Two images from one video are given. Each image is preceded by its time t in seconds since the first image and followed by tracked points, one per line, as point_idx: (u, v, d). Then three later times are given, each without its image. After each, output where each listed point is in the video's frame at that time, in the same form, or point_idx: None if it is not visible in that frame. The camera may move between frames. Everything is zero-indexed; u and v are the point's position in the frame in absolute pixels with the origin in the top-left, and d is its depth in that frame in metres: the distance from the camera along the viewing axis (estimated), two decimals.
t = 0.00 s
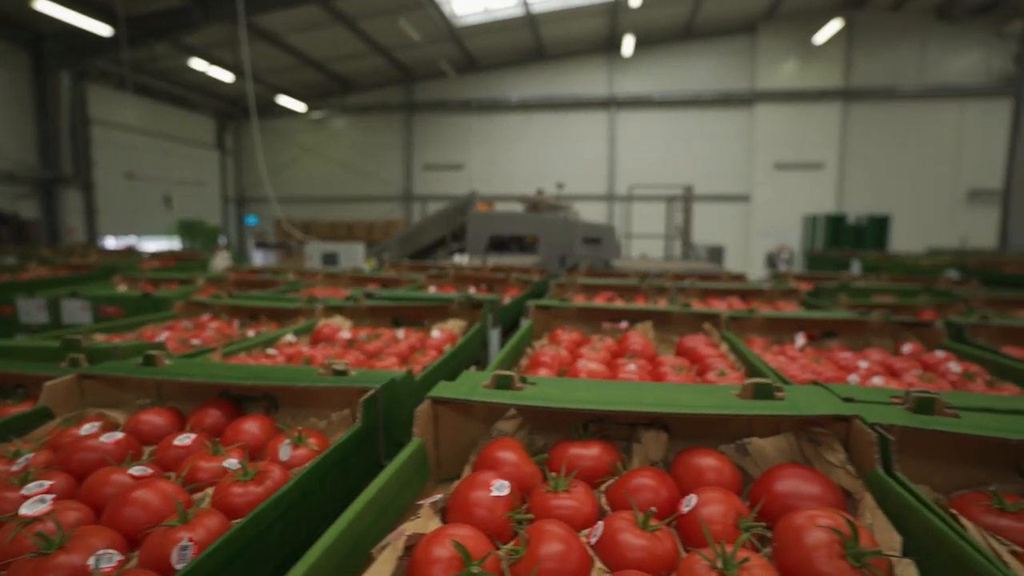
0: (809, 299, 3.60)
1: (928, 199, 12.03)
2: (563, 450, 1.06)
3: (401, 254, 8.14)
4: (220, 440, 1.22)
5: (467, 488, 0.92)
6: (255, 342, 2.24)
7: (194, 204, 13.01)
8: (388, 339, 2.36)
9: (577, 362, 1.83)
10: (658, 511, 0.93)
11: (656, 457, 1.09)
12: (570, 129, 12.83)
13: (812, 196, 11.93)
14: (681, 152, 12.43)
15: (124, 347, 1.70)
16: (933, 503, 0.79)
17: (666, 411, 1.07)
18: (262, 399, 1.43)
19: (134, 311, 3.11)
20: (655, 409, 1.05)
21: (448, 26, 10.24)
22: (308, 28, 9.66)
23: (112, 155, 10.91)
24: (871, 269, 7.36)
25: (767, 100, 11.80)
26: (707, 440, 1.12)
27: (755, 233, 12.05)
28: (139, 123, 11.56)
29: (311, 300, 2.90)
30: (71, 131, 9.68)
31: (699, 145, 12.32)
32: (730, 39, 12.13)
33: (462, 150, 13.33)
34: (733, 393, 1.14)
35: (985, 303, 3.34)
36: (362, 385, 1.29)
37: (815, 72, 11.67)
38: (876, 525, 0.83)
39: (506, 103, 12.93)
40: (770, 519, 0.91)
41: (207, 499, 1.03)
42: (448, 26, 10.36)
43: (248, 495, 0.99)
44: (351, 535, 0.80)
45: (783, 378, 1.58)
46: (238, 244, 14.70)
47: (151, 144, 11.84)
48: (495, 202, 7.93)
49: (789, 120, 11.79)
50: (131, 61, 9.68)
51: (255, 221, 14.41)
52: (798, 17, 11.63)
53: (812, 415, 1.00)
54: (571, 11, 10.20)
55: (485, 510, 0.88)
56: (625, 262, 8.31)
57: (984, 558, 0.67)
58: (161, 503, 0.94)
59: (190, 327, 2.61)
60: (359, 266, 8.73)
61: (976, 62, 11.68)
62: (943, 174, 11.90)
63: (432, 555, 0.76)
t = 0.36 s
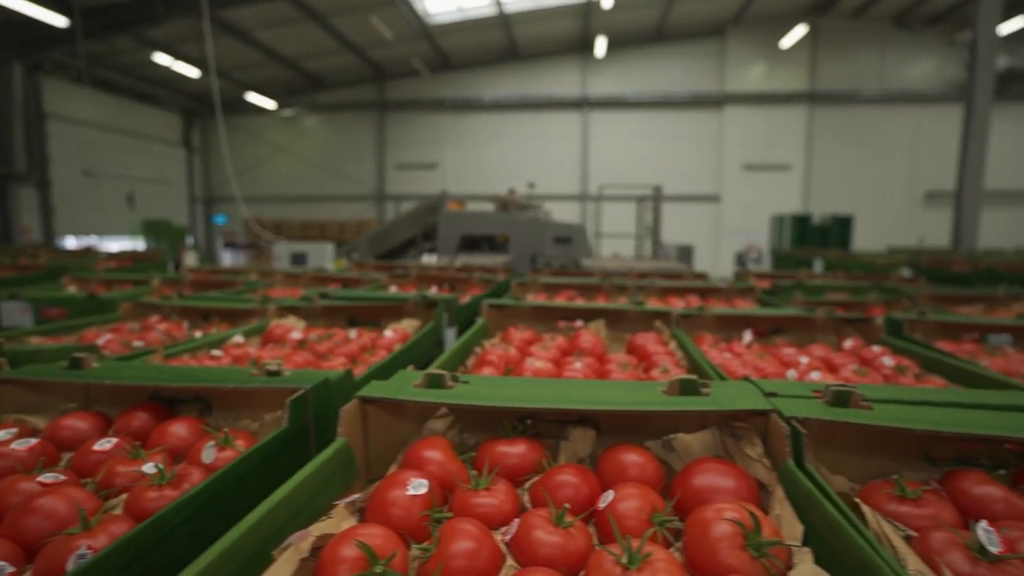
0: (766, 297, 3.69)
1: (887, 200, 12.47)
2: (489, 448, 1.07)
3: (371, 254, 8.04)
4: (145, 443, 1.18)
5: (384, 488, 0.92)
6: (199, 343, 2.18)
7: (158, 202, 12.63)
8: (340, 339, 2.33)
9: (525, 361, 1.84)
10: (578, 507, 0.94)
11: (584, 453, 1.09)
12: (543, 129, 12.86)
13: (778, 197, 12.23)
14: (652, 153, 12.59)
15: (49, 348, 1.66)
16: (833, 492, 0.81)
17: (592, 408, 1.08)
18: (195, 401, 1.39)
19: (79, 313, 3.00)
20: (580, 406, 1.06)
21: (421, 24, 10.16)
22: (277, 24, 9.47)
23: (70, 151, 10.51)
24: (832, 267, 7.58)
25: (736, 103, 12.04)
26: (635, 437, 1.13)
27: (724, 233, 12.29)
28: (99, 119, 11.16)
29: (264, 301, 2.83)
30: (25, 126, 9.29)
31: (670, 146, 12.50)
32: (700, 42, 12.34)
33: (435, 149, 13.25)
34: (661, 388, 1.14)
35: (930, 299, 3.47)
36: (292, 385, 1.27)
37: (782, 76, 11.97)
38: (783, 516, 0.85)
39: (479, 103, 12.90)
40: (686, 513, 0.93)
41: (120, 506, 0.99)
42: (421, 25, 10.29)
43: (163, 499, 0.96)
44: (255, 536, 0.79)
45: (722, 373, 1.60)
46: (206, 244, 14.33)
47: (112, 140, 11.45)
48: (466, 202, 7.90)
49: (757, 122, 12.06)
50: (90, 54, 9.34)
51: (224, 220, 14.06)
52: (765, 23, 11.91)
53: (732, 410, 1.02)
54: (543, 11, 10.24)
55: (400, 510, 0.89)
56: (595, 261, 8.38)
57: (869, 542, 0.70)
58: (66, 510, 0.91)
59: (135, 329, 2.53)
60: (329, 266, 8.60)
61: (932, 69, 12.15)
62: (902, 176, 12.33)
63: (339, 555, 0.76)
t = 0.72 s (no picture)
0: (723, 295, 3.77)
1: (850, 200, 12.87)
2: (412, 449, 1.06)
3: (342, 254, 7.93)
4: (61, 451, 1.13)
5: (298, 492, 0.91)
6: (141, 346, 2.11)
7: (120, 202, 12.23)
8: (290, 342, 2.30)
9: (471, 363, 1.84)
10: (496, 508, 0.94)
11: (509, 454, 1.10)
12: (516, 129, 12.87)
13: (746, 197, 12.50)
14: (625, 153, 12.71)
15: None
16: (737, 489, 0.83)
17: (517, 409, 1.08)
18: (122, 407, 1.35)
19: (19, 316, 2.88)
20: (503, 406, 1.07)
21: (393, 23, 10.02)
22: (245, 19, 9.25)
23: (24, 148, 10.09)
24: (795, 267, 7.78)
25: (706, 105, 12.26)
26: (561, 436, 1.14)
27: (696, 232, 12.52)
28: (56, 114, 10.75)
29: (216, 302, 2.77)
30: None
31: (642, 147, 12.65)
32: (672, 45, 12.50)
33: (407, 150, 13.14)
34: (588, 387, 1.15)
35: (878, 298, 3.58)
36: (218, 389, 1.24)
37: (750, 79, 12.22)
38: (690, 511, 0.86)
39: (452, 102, 12.84)
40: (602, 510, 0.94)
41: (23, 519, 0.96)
42: (393, 23, 10.19)
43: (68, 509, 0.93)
44: (147, 545, 0.77)
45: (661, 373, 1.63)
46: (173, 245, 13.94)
47: (70, 137, 11.04)
48: (437, 202, 7.84)
49: (726, 124, 12.30)
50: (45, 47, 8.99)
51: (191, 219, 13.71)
52: (733, 27, 12.15)
53: (652, 408, 1.03)
54: (516, 11, 10.23)
55: (312, 514, 0.88)
56: (566, 260, 8.42)
57: (761, 538, 0.71)
58: None
59: (76, 333, 2.44)
60: (298, 266, 8.45)
61: (891, 74, 12.57)
62: (865, 177, 12.73)
63: (239, 560, 0.75)
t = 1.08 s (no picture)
0: (682, 293, 3.83)
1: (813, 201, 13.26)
2: (331, 453, 1.05)
3: (310, 254, 7.81)
4: None
5: (203, 497, 0.89)
6: (74, 351, 2.03)
7: (78, 201, 11.79)
8: (236, 345, 2.25)
9: (415, 364, 1.83)
10: (409, 509, 0.94)
11: (430, 456, 1.10)
12: (489, 128, 12.86)
13: (715, 198, 12.75)
14: (597, 154, 12.82)
15: None
16: (642, 487, 0.84)
17: (439, 410, 1.08)
18: (38, 415, 1.29)
19: None
20: (425, 408, 1.07)
21: (364, 21, 9.90)
22: (211, 15, 9.03)
23: None
24: (759, 266, 7.97)
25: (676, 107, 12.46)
26: (485, 437, 1.14)
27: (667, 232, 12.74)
28: (9, 110, 10.32)
29: (162, 305, 2.68)
30: None
31: (614, 147, 12.78)
32: (643, 48, 12.65)
33: (381, 149, 12.90)
34: (511, 388, 1.15)
35: (831, 296, 3.69)
36: (137, 395, 1.21)
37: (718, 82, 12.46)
38: (597, 508, 0.87)
39: (425, 102, 12.76)
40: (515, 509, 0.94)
41: None
42: (365, 21, 10.07)
43: None
44: (32, 558, 0.74)
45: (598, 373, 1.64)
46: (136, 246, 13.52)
47: (25, 134, 10.60)
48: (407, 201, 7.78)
49: (696, 126, 12.52)
50: None
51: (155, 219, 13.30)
52: (702, 31, 12.37)
53: (570, 408, 1.04)
54: (489, 11, 10.21)
55: (216, 520, 0.86)
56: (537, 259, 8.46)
57: (654, 535, 0.72)
58: None
59: (10, 338, 2.33)
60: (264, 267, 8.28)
61: (853, 79, 12.97)
62: (829, 179, 13.12)
63: (128, 571, 0.72)
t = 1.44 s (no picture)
0: (643, 292, 3.87)
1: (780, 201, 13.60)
2: (248, 458, 1.04)
3: (279, 255, 7.65)
4: None
5: (103, 506, 0.87)
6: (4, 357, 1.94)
7: (36, 200, 11.32)
8: (180, 348, 2.19)
9: (358, 368, 1.82)
10: (323, 514, 0.93)
11: (352, 458, 1.10)
12: (463, 128, 12.81)
13: (686, 198, 12.95)
14: (571, 154, 12.89)
15: None
16: (547, 489, 0.85)
17: (358, 414, 1.07)
18: None
19: None
20: (343, 411, 1.07)
21: (335, 18, 9.76)
22: (177, 9, 8.78)
23: None
24: (726, 265, 8.12)
25: (648, 109, 12.61)
26: (410, 439, 1.14)
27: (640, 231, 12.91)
28: None
29: (105, 307, 2.59)
30: None
31: (588, 148, 12.86)
32: (616, 49, 12.76)
33: (352, 148, 12.80)
34: (435, 389, 1.15)
35: (785, 295, 3.78)
36: (52, 402, 1.16)
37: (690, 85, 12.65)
38: (506, 510, 0.88)
39: (399, 101, 12.64)
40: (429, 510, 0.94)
41: None
42: (337, 19, 9.92)
43: None
44: None
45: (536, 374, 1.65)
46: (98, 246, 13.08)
47: None
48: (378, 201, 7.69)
49: (668, 127, 12.68)
50: None
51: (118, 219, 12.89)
52: (674, 33, 12.54)
53: (489, 409, 1.04)
54: (462, 10, 10.16)
55: (115, 529, 0.84)
56: (508, 258, 8.46)
57: (546, 538, 0.73)
58: None
59: None
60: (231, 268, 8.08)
61: (818, 83, 13.30)
62: (796, 180, 13.46)
63: None
